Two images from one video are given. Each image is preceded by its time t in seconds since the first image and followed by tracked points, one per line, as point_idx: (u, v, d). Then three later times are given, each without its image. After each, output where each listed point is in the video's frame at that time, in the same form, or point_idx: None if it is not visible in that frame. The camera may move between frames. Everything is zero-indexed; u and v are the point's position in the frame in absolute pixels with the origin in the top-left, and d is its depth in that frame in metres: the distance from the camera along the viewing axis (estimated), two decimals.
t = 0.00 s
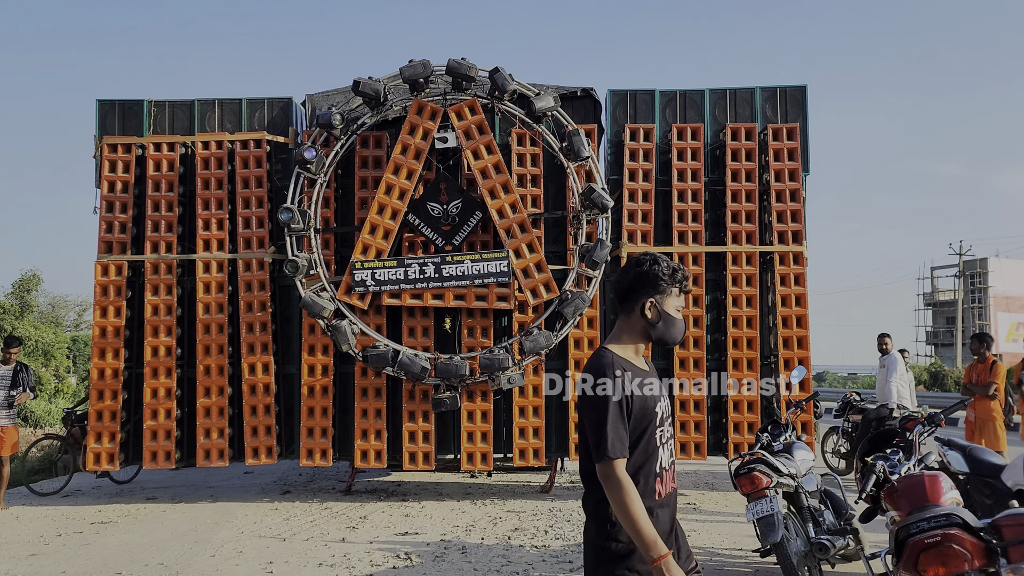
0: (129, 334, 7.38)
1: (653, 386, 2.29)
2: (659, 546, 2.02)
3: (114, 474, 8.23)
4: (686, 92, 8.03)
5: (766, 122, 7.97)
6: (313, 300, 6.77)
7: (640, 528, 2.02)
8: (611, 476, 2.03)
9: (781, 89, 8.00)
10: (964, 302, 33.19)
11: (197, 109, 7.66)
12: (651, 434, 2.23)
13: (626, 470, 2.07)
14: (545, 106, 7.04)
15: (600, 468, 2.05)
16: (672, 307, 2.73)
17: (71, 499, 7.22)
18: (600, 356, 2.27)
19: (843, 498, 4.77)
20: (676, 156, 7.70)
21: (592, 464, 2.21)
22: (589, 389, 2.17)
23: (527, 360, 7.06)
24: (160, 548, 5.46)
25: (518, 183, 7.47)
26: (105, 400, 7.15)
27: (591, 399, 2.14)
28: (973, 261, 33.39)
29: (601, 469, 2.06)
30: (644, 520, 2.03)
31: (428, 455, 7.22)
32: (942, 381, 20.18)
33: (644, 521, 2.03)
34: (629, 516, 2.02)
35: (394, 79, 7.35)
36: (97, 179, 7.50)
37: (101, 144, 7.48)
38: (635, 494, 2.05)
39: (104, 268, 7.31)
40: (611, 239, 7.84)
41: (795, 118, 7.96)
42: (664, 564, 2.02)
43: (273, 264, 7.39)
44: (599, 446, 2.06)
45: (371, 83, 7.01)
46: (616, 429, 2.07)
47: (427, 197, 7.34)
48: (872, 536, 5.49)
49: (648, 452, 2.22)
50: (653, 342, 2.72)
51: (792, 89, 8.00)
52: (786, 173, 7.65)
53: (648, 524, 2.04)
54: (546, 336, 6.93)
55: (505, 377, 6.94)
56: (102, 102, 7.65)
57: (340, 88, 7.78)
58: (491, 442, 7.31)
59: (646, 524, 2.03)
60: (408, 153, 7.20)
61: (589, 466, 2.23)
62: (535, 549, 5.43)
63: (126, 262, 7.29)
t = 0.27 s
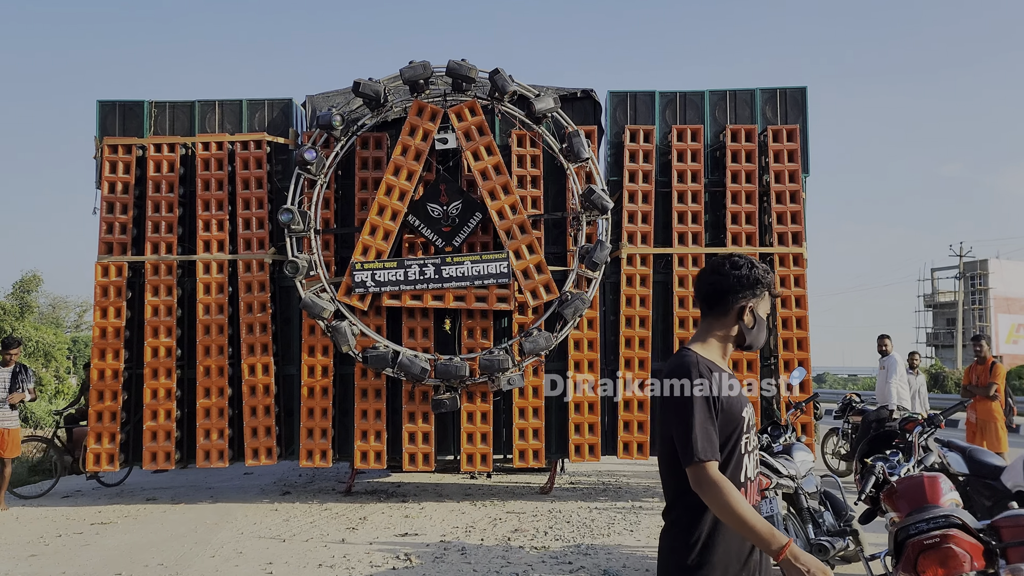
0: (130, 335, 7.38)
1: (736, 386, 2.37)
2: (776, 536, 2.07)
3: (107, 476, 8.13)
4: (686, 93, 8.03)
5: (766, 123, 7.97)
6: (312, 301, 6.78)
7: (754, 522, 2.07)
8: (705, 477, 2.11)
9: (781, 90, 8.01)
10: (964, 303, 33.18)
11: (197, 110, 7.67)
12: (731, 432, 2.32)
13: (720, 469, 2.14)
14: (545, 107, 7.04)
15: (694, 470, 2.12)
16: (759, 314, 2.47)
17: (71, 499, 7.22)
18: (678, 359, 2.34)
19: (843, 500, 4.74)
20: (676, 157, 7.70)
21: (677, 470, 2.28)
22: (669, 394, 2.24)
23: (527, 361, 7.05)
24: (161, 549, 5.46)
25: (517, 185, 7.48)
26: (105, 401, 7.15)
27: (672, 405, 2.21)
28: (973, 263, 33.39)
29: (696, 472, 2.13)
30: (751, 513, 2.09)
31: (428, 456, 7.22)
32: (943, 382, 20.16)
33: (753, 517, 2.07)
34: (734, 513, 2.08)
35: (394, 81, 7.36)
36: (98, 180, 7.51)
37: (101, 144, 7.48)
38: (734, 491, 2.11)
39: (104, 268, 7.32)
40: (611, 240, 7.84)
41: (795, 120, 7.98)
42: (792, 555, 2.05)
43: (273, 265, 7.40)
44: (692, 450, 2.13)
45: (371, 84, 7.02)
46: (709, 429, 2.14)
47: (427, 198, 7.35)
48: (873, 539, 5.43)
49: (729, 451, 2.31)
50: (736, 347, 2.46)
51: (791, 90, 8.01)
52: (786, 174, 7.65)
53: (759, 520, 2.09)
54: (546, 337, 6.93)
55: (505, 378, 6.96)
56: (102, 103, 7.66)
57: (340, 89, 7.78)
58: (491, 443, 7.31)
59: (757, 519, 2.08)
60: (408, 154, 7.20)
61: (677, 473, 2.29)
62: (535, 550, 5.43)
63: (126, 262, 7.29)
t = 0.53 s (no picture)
0: (130, 336, 7.39)
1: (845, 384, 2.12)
2: (837, 561, 1.89)
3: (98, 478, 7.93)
4: (687, 93, 8.03)
5: (767, 124, 7.97)
6: (312, 301, 6.78)
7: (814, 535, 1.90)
8: (784, 473, 1.93)
9: (782, 91, 8.01)
10: (965, 304, 33.17)
11: (198, 111, 7.68)
12: (841, 431, 2.07)
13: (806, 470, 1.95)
14: (545, 108, 7.04)
15: (777, 463, 1.93)
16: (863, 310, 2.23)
17: (71, 499, 7.22)
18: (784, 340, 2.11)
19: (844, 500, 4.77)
20: (676, 158, 7.70)
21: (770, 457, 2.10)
22: (767, 376, 2.05)
23: (527, 361, 7.04)
24: (161, 549, 5.46)
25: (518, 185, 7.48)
26: (105, 401, 7.16)
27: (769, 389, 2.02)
28: (974, 264, 33.39)
29: (776, 466, 1.95)
30: (821, 528, 1.91)
31: (428, 457, 7.22)
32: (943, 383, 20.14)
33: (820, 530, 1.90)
34: (805, 521, 1.90)
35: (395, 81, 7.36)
36: (98, 180, 7.51)
37: (102, 145, 7.49)
38: (812, 498, 1.91)
39: (105, 269, 7.32)
40: (612, 241, 7.84)
41: (796, 121, 7.98)
42: None
43: (274, 266, 7.40)
44: (778, 442, 1.95)
45: (372, 85, 7.02)
46: (809, 427, 1.92)
47: (428, 198, 7.34)
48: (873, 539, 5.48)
49: (838, 454, 2.06)
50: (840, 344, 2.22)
51: (792, 91, 8.01)
52: (786, 175, 7.65)
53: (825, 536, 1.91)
54: (547, 337, 6.93)
55: (506, 378, 6.95)
56: (103, 104, 7.67)
57: (341, 89, 7.79)
58: (492, 444, 7.31)
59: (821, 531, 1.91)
60: (409, 154, 7.21)
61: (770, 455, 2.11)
62: (535, 550, 5.43)
63: (127, 263, 7.30)
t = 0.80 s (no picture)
0: (130, 335, 7.40)
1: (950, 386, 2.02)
2: None
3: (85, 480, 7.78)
4: (686, 94, 8.04)
5: (766, 124, 7.98)
6: (312, 301, 6.79)
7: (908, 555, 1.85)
8: (881, 490, 1.87)
9: (781, 91, 8.02)
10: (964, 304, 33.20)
11: (198, 111, 7.69)
12: (948, 443, 1.97)
13: (904, 488, 1.89)
14: (545, 108, 7.05)
15: (873, 478, 1.89)
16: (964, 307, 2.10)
17: (71, 499, 7.23)
18: (890, 346, 2.00)
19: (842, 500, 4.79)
20: (675, 158, 7.71)
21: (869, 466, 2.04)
22: (870, 384, 1.96)
23: (527, 361, 7.05)
24: (161, 549, 5.47)
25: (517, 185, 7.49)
26: (105, 401, 7.17)
27: (873, 398, 1.94)
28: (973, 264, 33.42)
29: (870, 481, 1.91)
30: (917, 547, 1.85)
31: (428, 456, 7.23)
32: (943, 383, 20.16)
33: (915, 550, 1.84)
34: (901, 541, 1.85)
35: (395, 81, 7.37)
36: (98, 180, 7.52)
37: (102, 145, 7.50)
38: (909, 517, 1.86)
39: (105, 269, 7.33)
40: (611, 241, 7.86)
41: (795, 121, 7.99)
42: None
43: (274, 266, 7.41)
44: (877, 457, 1.89)
45: (372, 85, 7.03)
46: (913, 441, 1.85)
47: (428, 198, 7.35)
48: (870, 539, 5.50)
49: (944, 466, 1.97)
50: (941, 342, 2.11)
51: (791, 91, 8.03)
52: (785, 175, 7.66)
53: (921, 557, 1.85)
54: (546, 337, 6.94)
55: (505, 378, 6.96)
56: (103, 104, 7.68)
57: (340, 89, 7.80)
58: (491, 443, 7.33)
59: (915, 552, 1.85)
60: (409, 154, 7.21)
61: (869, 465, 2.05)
62: (534, 549, 5.44)
63: (127, 263, 7.31)
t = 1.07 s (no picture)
0: (129, 335, 7.40)
1: None
2: None
3: (68, 480, 7.76)
4: (685, 94, 8.05)
5: (765, 124, 7.99)
6: (311, 300, 6.79)
7: None
8: None
9: (780, 91, 8.03)
10: (963, 304, 33.24)
11: (196, 110, 7.69)
12: None
13: None
14: (543, 108, 7.05)
15: None
16: None
17: (70, 499, 7.23)
18: None
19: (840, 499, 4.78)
20: (674, 158, 7.71)
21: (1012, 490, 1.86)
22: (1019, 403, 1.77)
23: (526, 361, 7.05)
24: (159, 549, 5.47)
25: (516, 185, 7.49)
26: (104, 401, 7.16)
27: None
28: (971, 264, 33.45)
29: None
30: None
31: (427, 456, 7.23)
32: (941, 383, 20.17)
33: None
34: None
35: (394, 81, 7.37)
36: (97, 180, 7.51)
37: (101, 145, 7.49)
38: None
39: (104, 268, 7.33)
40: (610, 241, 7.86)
41: (793, 120, 8.00)
42: None
43: (273, 265, 7.41)
44: None
45: (370, 85, 7.03)
46: None
47: (427, 198, 7.35)
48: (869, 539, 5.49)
49: None
50: None
51: (790, 91, 8.03)
52: (784, 175, 7.66)
53: None
54: (545, 337, 6.94)
55: (504, 377, 6.96)
56: (102, 103, 7.67)
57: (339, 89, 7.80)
58: (490, 443, 7.33)
59: None
60: (408, 154, 7.21)
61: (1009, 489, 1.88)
62: (533, 549, 5.44)
63: (125, 262, 7.31)
